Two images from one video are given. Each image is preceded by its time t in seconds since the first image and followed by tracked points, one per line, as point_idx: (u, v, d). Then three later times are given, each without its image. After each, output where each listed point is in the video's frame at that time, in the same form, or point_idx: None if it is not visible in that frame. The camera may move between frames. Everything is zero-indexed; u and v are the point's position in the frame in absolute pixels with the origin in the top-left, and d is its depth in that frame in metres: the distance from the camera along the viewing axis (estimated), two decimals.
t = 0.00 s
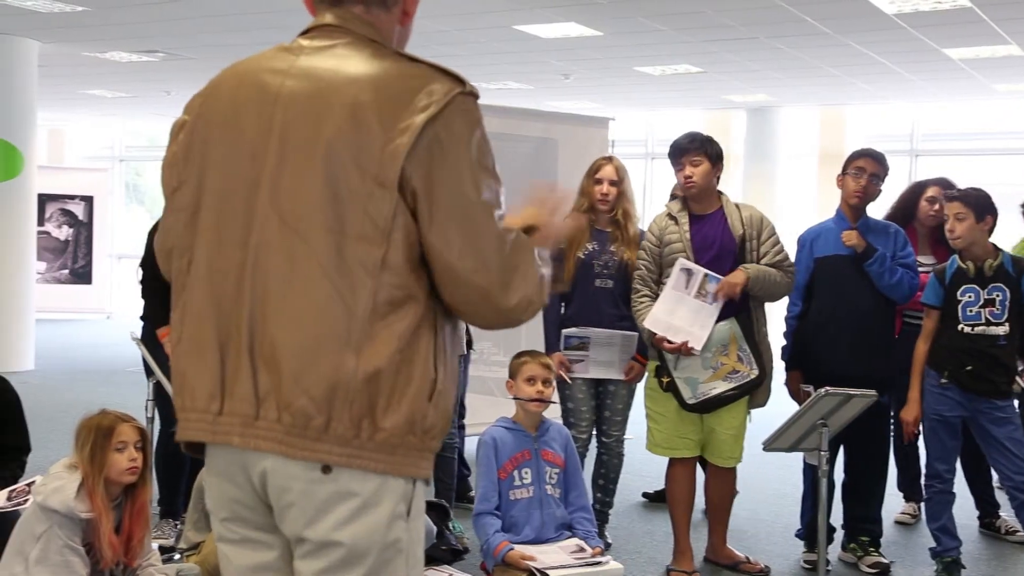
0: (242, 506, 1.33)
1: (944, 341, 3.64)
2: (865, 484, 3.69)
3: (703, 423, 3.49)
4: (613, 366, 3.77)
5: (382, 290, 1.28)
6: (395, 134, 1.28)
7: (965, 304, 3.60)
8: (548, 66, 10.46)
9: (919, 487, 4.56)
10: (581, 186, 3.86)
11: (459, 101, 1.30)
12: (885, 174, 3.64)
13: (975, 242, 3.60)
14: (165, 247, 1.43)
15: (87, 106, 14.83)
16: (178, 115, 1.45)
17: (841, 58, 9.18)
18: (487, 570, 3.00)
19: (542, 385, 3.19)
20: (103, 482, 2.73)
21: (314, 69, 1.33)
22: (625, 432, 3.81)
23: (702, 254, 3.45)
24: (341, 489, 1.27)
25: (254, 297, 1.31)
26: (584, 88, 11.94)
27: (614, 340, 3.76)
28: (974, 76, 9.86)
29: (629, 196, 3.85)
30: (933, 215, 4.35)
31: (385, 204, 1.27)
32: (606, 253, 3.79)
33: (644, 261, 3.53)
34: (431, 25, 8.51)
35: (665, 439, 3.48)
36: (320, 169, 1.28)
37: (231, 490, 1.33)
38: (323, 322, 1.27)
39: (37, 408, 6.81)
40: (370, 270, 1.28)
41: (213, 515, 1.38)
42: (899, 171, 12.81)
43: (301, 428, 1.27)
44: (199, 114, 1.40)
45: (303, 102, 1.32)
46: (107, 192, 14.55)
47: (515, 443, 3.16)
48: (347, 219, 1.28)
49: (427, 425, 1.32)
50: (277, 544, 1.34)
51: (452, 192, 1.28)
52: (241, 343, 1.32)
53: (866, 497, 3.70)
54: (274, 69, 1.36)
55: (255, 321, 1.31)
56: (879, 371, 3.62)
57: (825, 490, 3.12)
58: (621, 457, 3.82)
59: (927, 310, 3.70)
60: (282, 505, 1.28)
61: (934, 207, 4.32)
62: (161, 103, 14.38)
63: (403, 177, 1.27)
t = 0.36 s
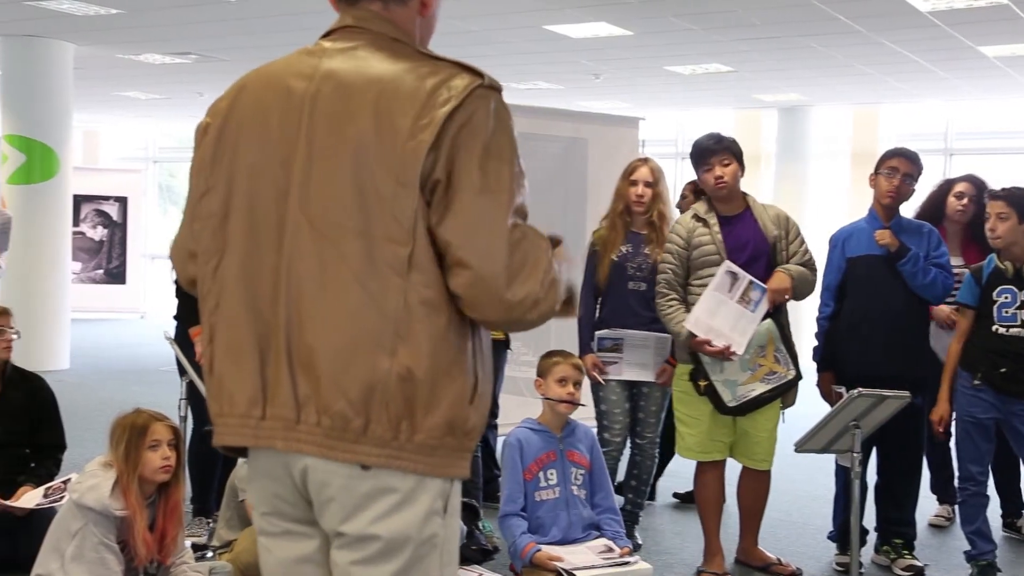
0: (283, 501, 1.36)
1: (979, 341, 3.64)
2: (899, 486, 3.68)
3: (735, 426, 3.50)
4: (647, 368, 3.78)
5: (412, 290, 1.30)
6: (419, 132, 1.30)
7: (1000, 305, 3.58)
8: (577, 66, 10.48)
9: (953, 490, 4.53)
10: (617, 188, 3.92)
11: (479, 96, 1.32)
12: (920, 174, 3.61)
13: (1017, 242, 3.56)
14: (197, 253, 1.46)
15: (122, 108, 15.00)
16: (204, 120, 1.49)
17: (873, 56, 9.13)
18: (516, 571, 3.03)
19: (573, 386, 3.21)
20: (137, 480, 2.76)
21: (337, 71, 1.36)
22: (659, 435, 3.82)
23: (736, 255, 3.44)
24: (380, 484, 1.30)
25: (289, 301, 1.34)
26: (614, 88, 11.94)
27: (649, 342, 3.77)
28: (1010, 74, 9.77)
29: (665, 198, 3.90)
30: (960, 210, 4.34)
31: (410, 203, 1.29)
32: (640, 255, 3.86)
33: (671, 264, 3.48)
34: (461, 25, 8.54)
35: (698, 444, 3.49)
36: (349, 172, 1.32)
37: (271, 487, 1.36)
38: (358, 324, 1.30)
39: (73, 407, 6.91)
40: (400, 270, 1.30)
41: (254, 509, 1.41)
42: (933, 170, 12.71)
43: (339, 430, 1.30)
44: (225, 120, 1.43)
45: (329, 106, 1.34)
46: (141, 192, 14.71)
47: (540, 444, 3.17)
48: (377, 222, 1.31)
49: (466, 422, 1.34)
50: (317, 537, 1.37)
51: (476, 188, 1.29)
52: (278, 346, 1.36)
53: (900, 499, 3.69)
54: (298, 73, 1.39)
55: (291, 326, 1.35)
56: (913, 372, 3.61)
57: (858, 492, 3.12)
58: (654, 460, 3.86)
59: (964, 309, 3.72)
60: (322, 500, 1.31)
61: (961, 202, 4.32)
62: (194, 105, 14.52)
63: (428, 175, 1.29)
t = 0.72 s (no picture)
0: (314, 499, 1.39)
1: (1013, 341, 3.59)
2: (933, 488, 3.67)
3: (768, 427, 3.49)
4: (678, 369, 3.77)
5: (437, 292, 1.32)
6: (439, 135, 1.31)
7: None
8: (606, 65, 10.49)
9: (988, 493, 4.50)
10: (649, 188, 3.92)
11: (501, 98, 1.32)
12: (952, 173, 3.59)
13: None
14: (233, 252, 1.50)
15: (155, 109, 15.15)
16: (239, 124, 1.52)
17: (906, 54, 9.06)
18: (544, 571, 3.04)
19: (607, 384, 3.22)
20: (169, 479, 2.79)
21: (362, 75, 1.38)
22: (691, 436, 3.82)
23: (770, 256, 3.44)
24: (408, 483, 1.32)
25: (317, 303, 1.37)
26: (644, 88, 11.93)
27: (681, 343, 3.77)
28: None
29: (697, 197, 3.89)
30: (1000, 207, 4.28)
31: (431, 206, 1.31)
32: (672, 255, 3.85)
33: (704, 263, 3.44)
34: (491, 25, 8.56)
35: (738, 447, 3.45)
36: (371, 174, 1.33)
37: (303, 484, 1.39)
38: (383, 326, 1.32)
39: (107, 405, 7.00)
40: (422, 272, 1.32)
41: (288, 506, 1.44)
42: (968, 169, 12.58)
43: (368, 430, 1.32)
44: (257, 123, 1.46)
45: (353, 110, 1.36)
46: (173, 192, 14.86)
47: (567, 444, 3.18)
48: (400, 224, 1.32)
49: (494, 421, 1.35)
50: (348, 534, 1.39)
51: (498, 190, 1.30)
52: (308, 347, 1.38)
53: (934, 501, 3.67)
54: (325, 77, 1.41)
55: (320, 327, 1.37)
56: (947, 372, 3.59)
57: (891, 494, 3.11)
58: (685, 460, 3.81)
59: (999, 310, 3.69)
60: (351, 499, 1.34)
61: (1001, 199, 4.26)
62: (226, 106, 14.64)
63: (449, 177, 1.30)
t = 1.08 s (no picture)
0: (346, 498, 1.40)
1: None
2: (968, 490, 3.63)
3: (798, 428, 3.47)
4: (710, 368, 3.74)
5: (467, 292, 1.32)
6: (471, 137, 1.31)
7: None
8: (637, 65, 10.46)
9: None
10: (684, 187, 3.93)
11: (533, 98, 1.32)
12: (988, 172, 3.54)
13: None
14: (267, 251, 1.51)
15: (189, 111, 15.27)
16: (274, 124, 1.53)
17: (941, 52, 8.97)
18: (574, 571, 3.04)
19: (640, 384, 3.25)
20: (203, 477, 2.81)
21: (395, 75, 1.39)
22: (723, 437, 3.81)
23: (799, 256, 3.42)
24: (439, 482, 1.32)
25: (348, 303, 1.37)
26: (675, 87, 11.89)
27: (713, 342, 3.73)
28: None
29: (732, 198, 3.88)
30: None
31: (462, 206, 1.31)
32: (707, 255, 3.81)
33: (734, 265, 3.42)
34: (522, 25, 8.56)
35: (767, 449, 3.43)
36: (401, 176, 1.34)
37: (335, 483, 1.39)
38: (413, 327, 1.32)
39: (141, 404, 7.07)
40: (453, 273, 1.32)
41: (319, 505, 1.45)
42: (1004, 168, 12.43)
43: (398, 430, 1.33)
44: (291, 123, 1.47)
45: (386, 111, 1.37)
46: (206, 193, 14.97)
47: (599, 443, 3.18)
48: (430, 224, 1.33)
49: (525, 424, 1.35)
50: (380, 533, 1.40)
51: (530, 190, 1.30)
52: (340, 346, 1.39)
53: (969, 504, 3.64)
54: (359, 77, 1.42)
55: (352, 327, 1.37)
56: (982, 375, 3.56)
57: (926, 497, 3.07)
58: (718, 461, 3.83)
59: None
60: (383, 498, 1.34)
61: None
62: (259, 107, 14.73)
63: (480, 180, 1.31)
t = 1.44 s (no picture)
0: (375, 498, 1.40)
1: None
2: (1002, 492, 3.59)
3: (826, 429, 3.44)
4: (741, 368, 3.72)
5: (493, 291, 1.32)
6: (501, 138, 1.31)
7: None
8: (667, 64, 10.41)
9: None
10: (714, 187, 3.89)
11: (564, 98, 1.32)
12: (1022, 171, 3.50)
13: None
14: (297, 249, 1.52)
15: (220, 112, 15.37)
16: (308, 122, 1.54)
17: (975, 50, 8.87)
18: (604, 572, 3.03)
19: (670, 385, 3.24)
20: (234, 476, 2.83)
21: (426, 75, 1.39)
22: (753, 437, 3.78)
23: (825, 258, 3.40)
24: (466, 483, 1.32)
25: (377, 303, 1.38)
26: (705, 86, 11.83)
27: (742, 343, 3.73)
28: None
29: (762, 197, 3.83)
30: None
31: (492, 206, 1.31)
32: (736, 255, 3.78)
33: (758, 268, 3.42)
34: (551, 25, 8.56)
35: (789, 446, 3.42)
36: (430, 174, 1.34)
37: (365, 482, 1.40)
38: (440, 326, 1.32)
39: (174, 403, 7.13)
40: (480, 274, 1.32)
41: (348, 504, 1.46)
42: None
43: (424, 428, 1.33)
44: (324, 121, 1.48)
45: (416, 110, 1.37)
46: (237, 194, 15.06)
47: (629, 443, 3.17)
48: (458, 224, 1.33)
49: (551, 426, 1.35)
50: (409, 533, 1.40)
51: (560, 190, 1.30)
52: (368, 345, 1.39)
53: (1003, 507, 3.60)
54: (390, 76, 1.42)
55: (379, 325, 1.38)
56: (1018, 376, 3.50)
57: (958, 500, 3.04)
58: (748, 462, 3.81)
59: None
60: (411, 498, 1.34)
61: None
62: (289, 108, 14.81)
63: (508, 180, 1.31)
